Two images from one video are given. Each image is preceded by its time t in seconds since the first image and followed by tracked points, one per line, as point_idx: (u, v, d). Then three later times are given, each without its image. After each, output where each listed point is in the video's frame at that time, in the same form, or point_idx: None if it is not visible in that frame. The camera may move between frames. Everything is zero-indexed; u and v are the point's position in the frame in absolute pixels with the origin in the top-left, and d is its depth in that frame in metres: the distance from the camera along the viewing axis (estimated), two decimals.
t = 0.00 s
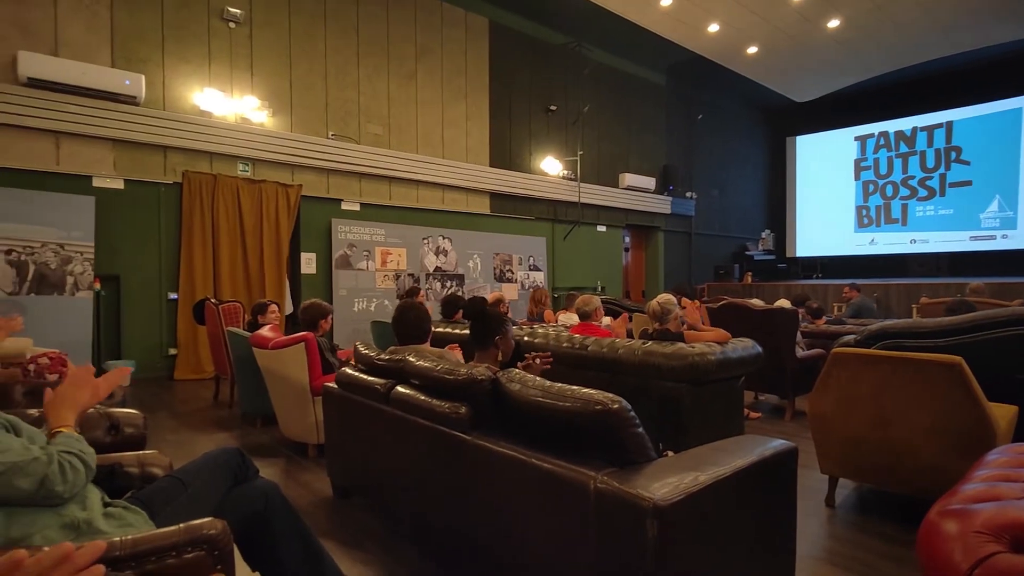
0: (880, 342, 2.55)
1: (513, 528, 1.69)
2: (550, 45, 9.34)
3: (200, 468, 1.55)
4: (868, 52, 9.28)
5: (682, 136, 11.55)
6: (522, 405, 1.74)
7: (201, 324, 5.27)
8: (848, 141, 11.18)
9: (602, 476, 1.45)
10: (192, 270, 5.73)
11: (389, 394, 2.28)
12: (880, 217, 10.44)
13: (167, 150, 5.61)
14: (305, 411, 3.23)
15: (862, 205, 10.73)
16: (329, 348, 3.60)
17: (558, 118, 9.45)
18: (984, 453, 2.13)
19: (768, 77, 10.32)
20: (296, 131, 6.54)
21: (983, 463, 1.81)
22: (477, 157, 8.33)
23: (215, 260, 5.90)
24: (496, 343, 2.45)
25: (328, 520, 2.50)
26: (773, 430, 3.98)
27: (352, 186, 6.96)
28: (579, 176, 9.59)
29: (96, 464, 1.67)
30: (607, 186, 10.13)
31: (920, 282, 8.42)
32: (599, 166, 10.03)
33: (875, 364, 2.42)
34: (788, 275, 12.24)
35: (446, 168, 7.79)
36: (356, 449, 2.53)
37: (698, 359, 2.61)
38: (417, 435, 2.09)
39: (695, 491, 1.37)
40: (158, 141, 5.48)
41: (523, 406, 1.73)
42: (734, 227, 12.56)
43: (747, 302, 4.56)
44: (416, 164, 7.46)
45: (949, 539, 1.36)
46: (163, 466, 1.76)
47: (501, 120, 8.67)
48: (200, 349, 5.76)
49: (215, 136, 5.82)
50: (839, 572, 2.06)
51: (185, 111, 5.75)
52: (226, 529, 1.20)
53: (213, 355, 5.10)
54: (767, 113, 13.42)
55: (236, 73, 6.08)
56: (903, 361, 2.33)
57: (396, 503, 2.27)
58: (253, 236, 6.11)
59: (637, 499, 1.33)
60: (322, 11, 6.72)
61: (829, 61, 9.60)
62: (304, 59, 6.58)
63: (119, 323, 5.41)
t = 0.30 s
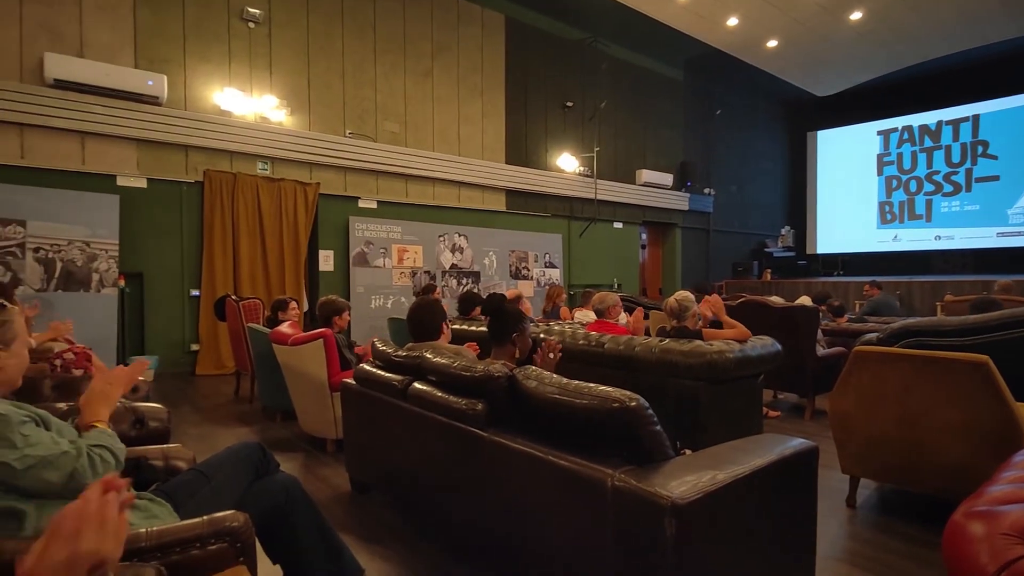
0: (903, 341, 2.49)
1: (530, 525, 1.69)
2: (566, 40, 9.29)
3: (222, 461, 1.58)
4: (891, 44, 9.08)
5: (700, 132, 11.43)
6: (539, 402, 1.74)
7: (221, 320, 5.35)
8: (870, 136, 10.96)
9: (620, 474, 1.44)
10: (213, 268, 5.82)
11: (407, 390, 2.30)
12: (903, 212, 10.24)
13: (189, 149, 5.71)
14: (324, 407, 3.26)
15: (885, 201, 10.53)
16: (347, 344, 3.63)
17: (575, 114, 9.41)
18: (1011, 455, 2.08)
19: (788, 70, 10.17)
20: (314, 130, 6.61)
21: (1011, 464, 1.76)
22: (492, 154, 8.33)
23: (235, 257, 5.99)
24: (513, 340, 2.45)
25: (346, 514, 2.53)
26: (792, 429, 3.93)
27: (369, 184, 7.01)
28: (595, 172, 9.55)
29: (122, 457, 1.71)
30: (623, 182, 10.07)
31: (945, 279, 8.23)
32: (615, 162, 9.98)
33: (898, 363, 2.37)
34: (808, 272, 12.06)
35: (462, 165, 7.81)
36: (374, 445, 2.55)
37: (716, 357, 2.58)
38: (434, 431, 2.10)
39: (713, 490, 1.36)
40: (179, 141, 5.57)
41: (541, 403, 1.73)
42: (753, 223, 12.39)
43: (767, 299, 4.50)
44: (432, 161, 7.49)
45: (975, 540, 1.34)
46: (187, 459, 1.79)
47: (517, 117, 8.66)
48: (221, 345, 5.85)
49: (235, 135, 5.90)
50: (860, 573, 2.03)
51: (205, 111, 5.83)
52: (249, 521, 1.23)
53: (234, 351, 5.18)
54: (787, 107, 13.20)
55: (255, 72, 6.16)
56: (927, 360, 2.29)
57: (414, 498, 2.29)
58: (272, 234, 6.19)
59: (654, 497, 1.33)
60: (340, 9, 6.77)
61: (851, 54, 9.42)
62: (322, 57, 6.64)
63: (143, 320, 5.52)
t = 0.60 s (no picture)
0: (931, 340, 2.44)
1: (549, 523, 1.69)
2: (585, 37, 9.23)
3: (246, 456, 1.61)
4: (920, 36, 8.85)
5: (721, 127, 11.27)
6: (558, 400, 1.73)
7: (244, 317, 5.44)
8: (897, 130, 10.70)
9: (639, 474, 1.43)
10: (236, 265, 5.92)
11: (426, 387, 2.31)
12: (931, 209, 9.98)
13: (213, 149, 5.80)
14: (344, 403, 3.30)
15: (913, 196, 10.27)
16: (367, 341, 3.66)
17: (594, 111, 9.34)
18: None
19: (812, 64, 9.98)
20: (334, 129, 6.67)
21: None
22: (511, 152, 8.32)
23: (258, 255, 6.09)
24: (535, 337, 2.45)
25: (366, 509, 2.56)
26: (815, 430, 3.86)
27: (388, 182, 7.05)
28: (615, 169, 9.48)
29: (149, 451, 1.75)
30: (643, 179, 9.98)
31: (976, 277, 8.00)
32: (635, 159, 9.90)
33: (926, 363, 2.32)
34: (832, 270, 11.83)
35: (480, 163, 7.81)
36: (393, 441, 2.57)
37: (737, 356, 2.55)
38: (453, 428, 2.11)
39: (734, 491, 1.35)
40: (204, 140, 5.67)
41: (560, 401, 1.72)
42: (776, 220, 12.19)
43: (790, 297, 4.43)
44: (450, 159, 7.51)
45: (1008, 547, 1.30)
46: (211, 453, 1.82)
47: (535, 114, 8.63)
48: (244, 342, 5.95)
49: (257, 134, 5.99)
50: None
51: (229, 111, 5.93)
52: (271, 515, 1.26)
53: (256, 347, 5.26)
54: (812, 101, 12.95)
55: (277, 72, 6.24)
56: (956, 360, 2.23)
57: (432, 494, 2.31)
58: (293, 232, 6.26)
59: (674, 497, 1.32)
60: (360, 9, 6.82)
61: (877, 45, 9.20)
62: (342, 57, 6.70)
63: (169, 316, 5.64)
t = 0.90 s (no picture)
0: (954, 341, 2.40)
1: (563, 523, 1.69)
2: (601, 35, 9.18)
3: (262, 452, 1.62)
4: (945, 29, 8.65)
5: (739, 125, 11.14)
6: (572, 400, 1.72)
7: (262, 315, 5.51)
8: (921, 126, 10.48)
9: (654, 475, 1.42)
10: (255, 264, 6.00)
11: (440, 386, 2.32)
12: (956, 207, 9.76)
13: (232, 149, 5.88)
14: (360, 401, 3.32)
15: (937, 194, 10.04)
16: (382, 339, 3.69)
17: (610, 109, 9.29)
18: None
19: (831, 60, 9.83)
20: (351, 128, 6.72)
21: None
22: (526, 150, 8.31)
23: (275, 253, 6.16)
24: (552, 336, 2.44)
25: (380, 506, 2.58)
26: (834, 432, 3.80)
27: (404, 181, 7.08)
28: (630, 168, 9.42)
29: (169, 446, 1.78)
30: (659, 177, 9.90)
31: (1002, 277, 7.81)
32: (651, 157, 9.83)
33: (949, 365, 2.27)
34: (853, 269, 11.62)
35: (496, 162, 7.82)
36: (408, 439, 2.59)
37: (755, 356, 2.52)
38: (466, 427, 2.12)
39: (751, 493, 1.33)
40: (224, 140, 5.75)
41: (573, 401, 1.71)
42: (795, 218, 12.02)
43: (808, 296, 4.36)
44: (465, 158, 7.52)
45: None
46: (229, 450, 1.85)
47: (550, 112, 8.60)
48: (262, 339, 6.02)
49: (274, 134, 6.05)
50: None
51: (247, 112, 6.00)
52: (287, 512, 1.28)
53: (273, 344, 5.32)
54: (832, 98, 12.75)
55: (295, 73, 6.31)
56: (979, 362, 2.19)
57: (446, 492, 2.31)
58: (310, 231, 6.33)
59: (690, 499, 1.30)
60: (377, 9, 6.86)
61: (900, 40, 9.02)
62: (359, 57, 6.75)
63: (189, 314, 5.73)
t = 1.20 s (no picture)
0: (982, 343, 2.33)
1: (579, 523, 1.68)
2: (620, 32, 9.11)
3: (279, 449, 1.64)
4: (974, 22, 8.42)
5: (760, 123, 10.98)
6: (588, 400, 1.71)
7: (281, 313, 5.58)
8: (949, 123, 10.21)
9: (671, 476, 1.40)
10: (275, 262, 6.08)
11: (455, 384, 2.33)
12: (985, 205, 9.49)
13: (253, 150, 5.97)
14: (376, 399, 3.35)
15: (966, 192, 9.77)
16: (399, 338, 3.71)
17: (628, 107, 9.22)
18: None
19: (855, 55, 9.63)
20: (370, 128, 6.77)
21: None
22: (543, 149, 8.29)
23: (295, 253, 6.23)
24: (568, 336, 2.42)
25: (396, 504, 2.59)
26: (856, 435, 3.72)
27: (421, 181, 7.11)
28: (648, 166, 9.34)
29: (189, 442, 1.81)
30: (678, 176, 9.81)
31: None
32: (670, 155, 9.73)
33: (976, 367, 2.21)
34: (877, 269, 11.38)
35: (514, 161, 7.83)
36: (424, 438, 2.60)
37: (775, 357, 2.47)
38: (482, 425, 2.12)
39: (771, 496, 1.31)
40: (245, 141, 5.84)
41: (589, 401, 1.70)
42: (817, 217, 11.80)
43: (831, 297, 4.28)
44: (483, 157, 7.53)
45: None
46: (248, 446, 1.88)
47: (568, 111, 8.57)
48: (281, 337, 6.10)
49: (294, 134, 6.13)
50: None
51: (267, 113, 6.08)
52: (304, 508, 1.29)
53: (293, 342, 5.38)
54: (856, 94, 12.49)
55: (315, 73, 6.38)
56: (1008, 364, 2.12)
57: (462, 490, 2.32)
58: (329, 230, 6.39)
59: (707, 501, 1.28)
60: (395, 9, 6.90)
61: (928, 34, 8.81)
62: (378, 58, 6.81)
63: (211, 311, 5.83)
